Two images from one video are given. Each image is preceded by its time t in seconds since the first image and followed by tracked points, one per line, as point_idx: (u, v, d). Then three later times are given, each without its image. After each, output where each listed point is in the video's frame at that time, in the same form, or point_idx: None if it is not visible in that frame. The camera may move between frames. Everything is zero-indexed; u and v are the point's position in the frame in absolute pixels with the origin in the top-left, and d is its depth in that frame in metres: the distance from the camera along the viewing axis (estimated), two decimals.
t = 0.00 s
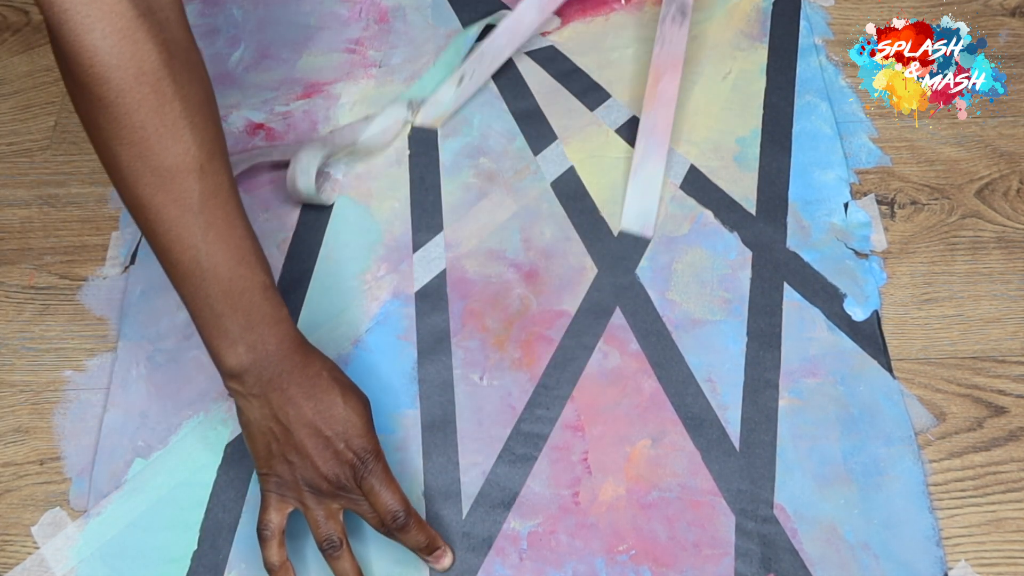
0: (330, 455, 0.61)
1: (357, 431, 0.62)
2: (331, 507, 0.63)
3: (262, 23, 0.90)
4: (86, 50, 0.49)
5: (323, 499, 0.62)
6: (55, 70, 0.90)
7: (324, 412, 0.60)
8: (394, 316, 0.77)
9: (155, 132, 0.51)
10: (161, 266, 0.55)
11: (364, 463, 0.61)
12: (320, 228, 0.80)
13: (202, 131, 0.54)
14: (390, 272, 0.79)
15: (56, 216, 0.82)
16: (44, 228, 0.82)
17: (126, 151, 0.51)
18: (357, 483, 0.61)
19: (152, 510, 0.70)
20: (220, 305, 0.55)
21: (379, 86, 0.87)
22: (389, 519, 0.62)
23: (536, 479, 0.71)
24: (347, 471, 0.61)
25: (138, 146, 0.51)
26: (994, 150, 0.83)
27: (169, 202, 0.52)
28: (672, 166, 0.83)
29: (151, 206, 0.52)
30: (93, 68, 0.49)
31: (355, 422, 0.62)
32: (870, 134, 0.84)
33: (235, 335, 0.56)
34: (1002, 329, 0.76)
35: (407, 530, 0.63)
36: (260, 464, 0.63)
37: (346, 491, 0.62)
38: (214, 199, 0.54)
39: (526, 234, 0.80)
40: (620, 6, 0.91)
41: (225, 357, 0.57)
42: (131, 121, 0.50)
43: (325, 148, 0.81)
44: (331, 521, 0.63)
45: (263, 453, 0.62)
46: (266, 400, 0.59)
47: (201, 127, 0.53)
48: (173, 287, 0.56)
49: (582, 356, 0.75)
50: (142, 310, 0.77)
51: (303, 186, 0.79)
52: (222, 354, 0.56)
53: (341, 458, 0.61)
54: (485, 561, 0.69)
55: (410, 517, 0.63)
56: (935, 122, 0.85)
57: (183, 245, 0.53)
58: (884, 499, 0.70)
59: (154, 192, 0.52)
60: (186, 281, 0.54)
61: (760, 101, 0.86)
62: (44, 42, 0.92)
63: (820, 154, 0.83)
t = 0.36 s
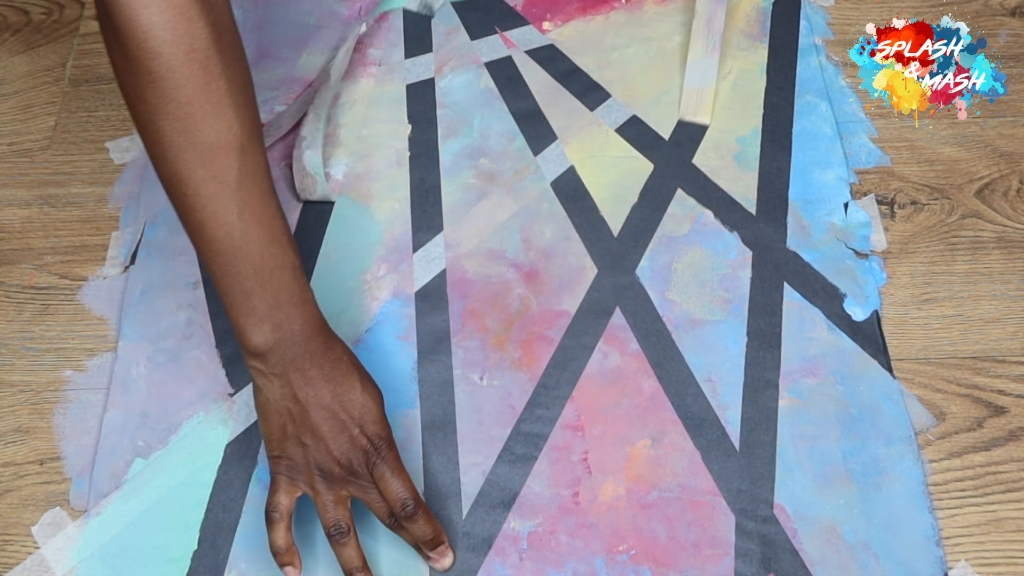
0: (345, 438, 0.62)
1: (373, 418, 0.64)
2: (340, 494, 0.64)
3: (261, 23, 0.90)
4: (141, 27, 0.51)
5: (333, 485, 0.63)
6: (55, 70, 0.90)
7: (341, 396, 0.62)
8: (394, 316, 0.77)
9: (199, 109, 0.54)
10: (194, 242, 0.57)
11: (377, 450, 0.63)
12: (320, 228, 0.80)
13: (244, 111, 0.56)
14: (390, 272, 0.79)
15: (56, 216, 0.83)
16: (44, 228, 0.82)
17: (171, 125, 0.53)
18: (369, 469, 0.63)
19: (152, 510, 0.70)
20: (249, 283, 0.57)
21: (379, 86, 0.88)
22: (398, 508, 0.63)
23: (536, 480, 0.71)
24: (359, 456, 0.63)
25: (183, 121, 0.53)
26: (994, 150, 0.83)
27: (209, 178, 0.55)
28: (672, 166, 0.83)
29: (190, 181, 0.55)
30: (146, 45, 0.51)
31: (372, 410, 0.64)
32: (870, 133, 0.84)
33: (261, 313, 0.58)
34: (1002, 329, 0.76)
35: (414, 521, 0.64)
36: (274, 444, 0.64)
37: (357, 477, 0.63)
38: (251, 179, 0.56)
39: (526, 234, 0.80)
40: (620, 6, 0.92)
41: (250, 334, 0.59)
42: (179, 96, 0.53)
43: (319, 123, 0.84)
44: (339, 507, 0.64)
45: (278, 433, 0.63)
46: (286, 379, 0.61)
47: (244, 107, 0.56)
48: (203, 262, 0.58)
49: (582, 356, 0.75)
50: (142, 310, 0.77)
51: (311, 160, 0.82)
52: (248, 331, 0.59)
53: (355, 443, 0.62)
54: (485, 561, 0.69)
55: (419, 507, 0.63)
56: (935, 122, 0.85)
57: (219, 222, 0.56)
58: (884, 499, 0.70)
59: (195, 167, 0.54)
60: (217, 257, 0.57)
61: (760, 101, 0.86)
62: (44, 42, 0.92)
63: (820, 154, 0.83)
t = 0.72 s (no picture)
0: (353, 431, 0.63)
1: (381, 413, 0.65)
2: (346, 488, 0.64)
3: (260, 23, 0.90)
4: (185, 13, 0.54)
5: (339, 478, 0.64)
6: (55, 70, 0.90)
7: (351, 389, 0.64)
8: (394, 316, 0.77)
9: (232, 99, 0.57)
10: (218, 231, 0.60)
11: (384, 444, 0.64)
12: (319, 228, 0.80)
13: (276, 105, 0.59)
14: (390, 271, 0.79)
15: (56, 216, 0.83)
16: (44, 228, 0.82)
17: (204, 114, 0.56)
18: (374, 464, 0.63)
19: (151, 510, 0.70)
20: (270, 271, 0.59)
21: (380, 86, 0.87)
22: (402, 504, 0.63)
23: (536, 480, 0.71)
24: (366, 450, 0.63)
25: (216, 109, 0.57)
26: (994, 150, 0.83)
27: (238, 165, 0.58)
28: (672, 166, 0.83)
29: (220, 169, 0.58)
30: (188, 32, 0.54)
31: (380, 406, 0.65)
32: (870, 133, 0.84)
33: (278, 302, 0.60)
34: (1002, 329, 0.76)
35: (418, 518, 0.64)
36: (282, 436, 0.65)
37: (362, 471, 0.64)
38: (277, 169, 0.59)
39: (526, 234, 0.80)
40: (620, 7, 0.92)
41: (266, 323, 0.61)
42: (216, 84, 0.56)
43: (351, 121, 0.85)
44: (344, 500, 0.64)
45: (286, 424, 0.64)
46: (298, 369, 0.62)
47: (276, 99, 0.59)
48: (224, 251, 0.60)
49: (582, 356, 0.75)
50: (142, 310, 0.77)
51: (337, 152, 0.83)
52: (264, 319, 0.60)
53: (363, 437, 0.63)
54: (485, 561, 0.69)
55: (423, 503, 0.64)
56: (935, 122, 0.85)
57: (244, 208, 0.58)
58: (884, 499, 0.70)
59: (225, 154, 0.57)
60: (240, 243, 0.59)
61: (761, 101, 0.86)
62: (44, 42, 0.92)
63: (820, 154, 0.83)
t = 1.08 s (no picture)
0: (291, 358, 0.60)
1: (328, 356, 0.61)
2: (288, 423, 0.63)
3: (261, 23, 0.90)
4: None
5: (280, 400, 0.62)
6: (55, 70, 0.90)
7: (294, 313, 0.61)
8: (394, 316, 0.77)
9: (193, 113, 0.62)
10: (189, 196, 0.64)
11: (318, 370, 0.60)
12: (320, 228, 0.80)
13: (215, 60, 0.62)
14: (390, 271, 0.79)
15: (56, 216, 0.83)
16: (44, 228, 0.82)
17: (168, 130, 0.60)
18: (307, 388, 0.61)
19: (151, 510, 0.70)
20: (222, 226, 0.62)
21: (380, 86, 0.87)
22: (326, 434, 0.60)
23: (536, 480, 0.71)
24: (299, 371, 0.60)
25: (181, 125, 0.61)
26: (994, 150, 0.83)
27: (184, 124, 0.61)
28: (671, 166, 0.83)
29: (172, 142, 0.62)
30: None
31: (332, 342, 0.62)
32: (870, 133, 0.84)
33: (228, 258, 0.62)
34: (1002, 329, 0.76)
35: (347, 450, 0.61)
36: (250, 408, 0.66)
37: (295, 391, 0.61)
38: (219, 122, 0.62)
39: (526, 235, 0.80)
40: (621, 6, 0.92)
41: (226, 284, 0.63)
42: (151, 41, 0.60)
43: (351, 121, 0.85)
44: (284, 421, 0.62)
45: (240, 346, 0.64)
46: (243, 285, 0.61)
47: (213, 52, 0.62)
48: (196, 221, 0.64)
49: (582, 356, 0.75)
50: (142, 310, 0.77)
51: (337, 151, 0.83)
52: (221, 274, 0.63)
53: (298, 359, 0.60)
54: (485, 561, 0.69)
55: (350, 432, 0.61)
56: (935, 122, 0.85)
57: (200, 172, 0.62)
58: (884, 499, 0.70)
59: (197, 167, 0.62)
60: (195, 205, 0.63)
61: (761, 101, 0.86)
62: (44, 42, 0.92)
63: (820, 154, 0.83)
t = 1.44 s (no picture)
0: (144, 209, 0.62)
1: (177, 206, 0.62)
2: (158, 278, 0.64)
3: (261, 23, 0.90)
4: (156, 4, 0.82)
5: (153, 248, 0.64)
6: (55, 70, 0.90)
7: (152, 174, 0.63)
8: (394, 316, 0.77)
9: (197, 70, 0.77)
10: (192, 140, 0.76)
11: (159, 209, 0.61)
12: (320, 228, 0.80)
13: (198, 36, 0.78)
14: (390, 271, 0.79)
15: (56, 216, 0.83)
16: (44, 228, 0.82)
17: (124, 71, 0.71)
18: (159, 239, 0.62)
19: (151, 510, 0.70)
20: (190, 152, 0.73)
21: (379, 86, 0.87)
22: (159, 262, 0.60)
23: (536, 480, 0.71)
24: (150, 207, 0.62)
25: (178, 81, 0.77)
26: (994, 150, 0.83)
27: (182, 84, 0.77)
28: (672, 166, 0.83)
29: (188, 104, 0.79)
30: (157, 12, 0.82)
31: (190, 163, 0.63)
32: (870, 134, 0.84)
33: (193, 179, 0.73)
34: (1002, 329, 0.76)
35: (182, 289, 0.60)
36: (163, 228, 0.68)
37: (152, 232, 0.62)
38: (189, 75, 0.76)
39: (526, 235, 0.80)
40: (620, 6, 0.92)
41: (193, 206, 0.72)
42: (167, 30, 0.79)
43: (350, 121, 0.84)
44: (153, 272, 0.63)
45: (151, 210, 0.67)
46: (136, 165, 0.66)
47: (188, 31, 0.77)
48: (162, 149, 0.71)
49: (582, 356, 0.75)
50: (142, 310, 0.77)
51: (337, 152, 0.83)
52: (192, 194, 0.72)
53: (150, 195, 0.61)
54: (485, 561, 0.69)
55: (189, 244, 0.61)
56: (935, 122, 0.85)
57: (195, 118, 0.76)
58: (884, 499, 0.70)
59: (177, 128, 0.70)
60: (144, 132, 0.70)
61: (761, 101, 0.86)
62: (44, 42, 0.92)
63: (820, 154, 0.83)
